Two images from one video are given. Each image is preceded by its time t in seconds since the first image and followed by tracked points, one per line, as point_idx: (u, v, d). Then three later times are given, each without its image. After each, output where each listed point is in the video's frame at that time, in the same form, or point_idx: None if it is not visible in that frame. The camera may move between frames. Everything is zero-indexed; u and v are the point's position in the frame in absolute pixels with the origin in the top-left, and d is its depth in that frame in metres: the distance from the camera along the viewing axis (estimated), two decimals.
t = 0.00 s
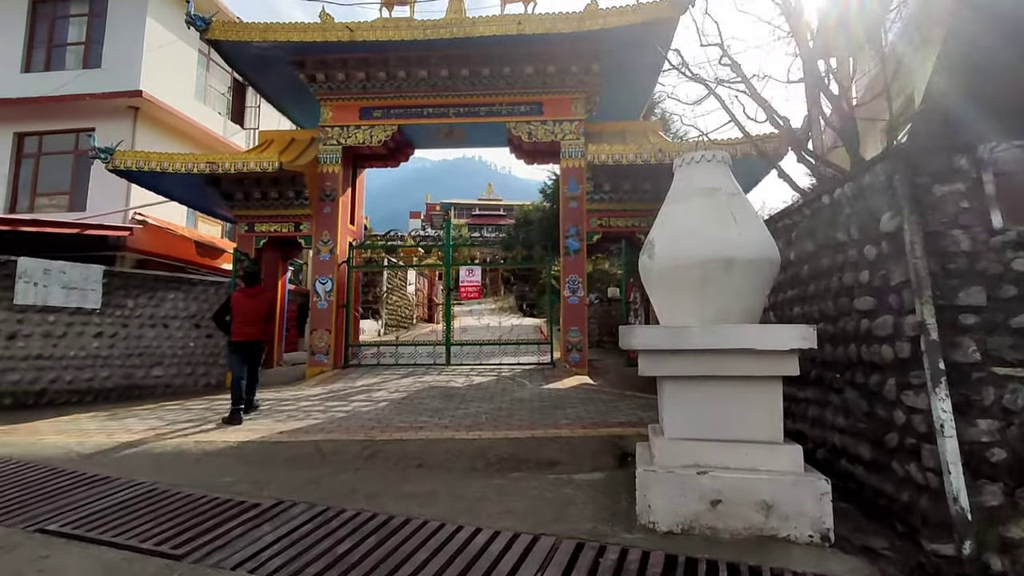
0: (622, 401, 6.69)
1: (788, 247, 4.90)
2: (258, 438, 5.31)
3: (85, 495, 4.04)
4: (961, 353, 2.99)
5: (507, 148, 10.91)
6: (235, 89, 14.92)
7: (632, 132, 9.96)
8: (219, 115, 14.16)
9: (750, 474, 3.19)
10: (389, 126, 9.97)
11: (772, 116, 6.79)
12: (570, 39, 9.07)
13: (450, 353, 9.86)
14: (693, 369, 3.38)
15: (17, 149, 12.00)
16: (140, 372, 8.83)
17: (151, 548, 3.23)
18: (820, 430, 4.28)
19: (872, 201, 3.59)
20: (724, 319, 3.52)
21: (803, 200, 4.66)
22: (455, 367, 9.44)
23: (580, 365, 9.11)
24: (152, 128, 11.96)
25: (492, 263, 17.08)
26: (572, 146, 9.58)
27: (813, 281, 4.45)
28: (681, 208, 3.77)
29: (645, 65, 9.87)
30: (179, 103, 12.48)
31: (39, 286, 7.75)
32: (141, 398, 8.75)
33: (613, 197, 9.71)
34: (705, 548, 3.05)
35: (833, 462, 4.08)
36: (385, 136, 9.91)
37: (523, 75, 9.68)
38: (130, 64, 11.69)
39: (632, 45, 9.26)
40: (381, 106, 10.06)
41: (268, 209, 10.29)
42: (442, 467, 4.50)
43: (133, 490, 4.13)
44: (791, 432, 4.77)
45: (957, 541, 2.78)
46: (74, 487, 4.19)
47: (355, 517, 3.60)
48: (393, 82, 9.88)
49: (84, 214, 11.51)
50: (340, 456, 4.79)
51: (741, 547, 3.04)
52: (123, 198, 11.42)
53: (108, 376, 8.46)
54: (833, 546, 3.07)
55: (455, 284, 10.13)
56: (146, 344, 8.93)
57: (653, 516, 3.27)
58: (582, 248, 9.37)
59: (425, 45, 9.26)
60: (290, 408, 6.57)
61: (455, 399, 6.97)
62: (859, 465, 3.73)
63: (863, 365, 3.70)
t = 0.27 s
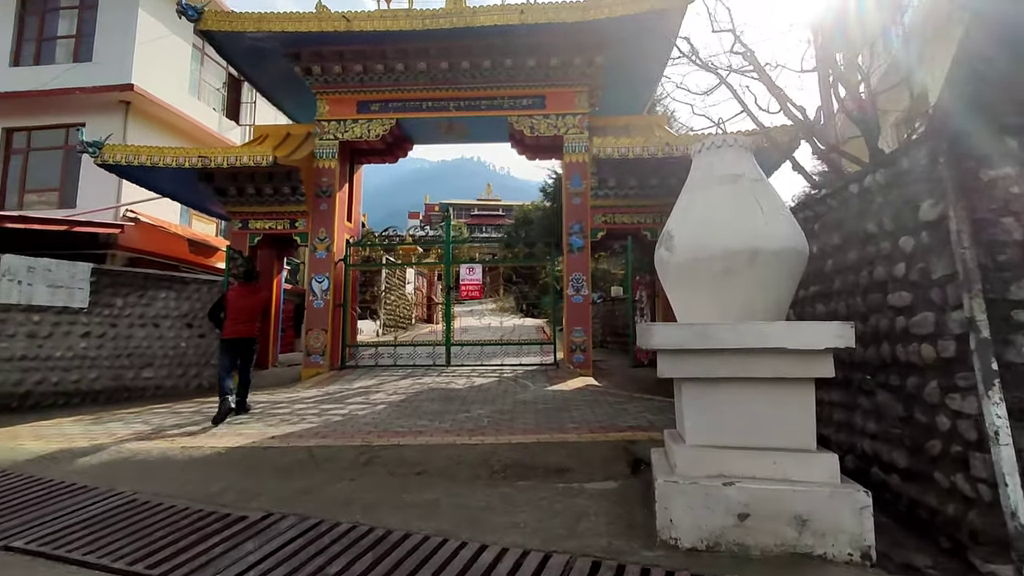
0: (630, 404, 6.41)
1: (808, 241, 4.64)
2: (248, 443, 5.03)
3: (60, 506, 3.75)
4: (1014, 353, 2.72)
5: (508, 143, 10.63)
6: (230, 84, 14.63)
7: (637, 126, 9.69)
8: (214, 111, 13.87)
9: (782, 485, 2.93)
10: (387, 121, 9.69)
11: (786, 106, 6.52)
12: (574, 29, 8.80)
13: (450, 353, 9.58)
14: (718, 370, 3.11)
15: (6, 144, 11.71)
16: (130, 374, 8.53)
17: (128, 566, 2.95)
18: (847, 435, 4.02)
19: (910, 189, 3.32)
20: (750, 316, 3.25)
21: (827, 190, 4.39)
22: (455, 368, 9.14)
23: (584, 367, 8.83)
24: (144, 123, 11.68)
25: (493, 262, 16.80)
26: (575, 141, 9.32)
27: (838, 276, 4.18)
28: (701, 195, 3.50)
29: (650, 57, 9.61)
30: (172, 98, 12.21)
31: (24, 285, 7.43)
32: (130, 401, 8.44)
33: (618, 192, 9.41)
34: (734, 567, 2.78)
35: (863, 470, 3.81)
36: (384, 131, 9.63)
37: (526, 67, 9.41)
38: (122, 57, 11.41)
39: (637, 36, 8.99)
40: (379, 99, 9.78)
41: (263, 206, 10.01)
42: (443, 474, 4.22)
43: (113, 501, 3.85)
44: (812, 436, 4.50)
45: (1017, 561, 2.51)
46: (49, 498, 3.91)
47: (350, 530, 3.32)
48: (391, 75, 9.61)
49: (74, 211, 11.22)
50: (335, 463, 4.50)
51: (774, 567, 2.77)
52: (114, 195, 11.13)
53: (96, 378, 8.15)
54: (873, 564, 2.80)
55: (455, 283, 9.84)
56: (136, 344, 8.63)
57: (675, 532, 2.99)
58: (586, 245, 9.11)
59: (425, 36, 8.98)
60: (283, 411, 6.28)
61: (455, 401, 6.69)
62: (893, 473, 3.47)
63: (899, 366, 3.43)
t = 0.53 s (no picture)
0: (638, 409, 6.14)
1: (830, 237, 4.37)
2: (237, 453, 4.76)
3: (29, 524, 3.49)
4: None
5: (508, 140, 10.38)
6: (225, 83, 14.39)
7: (642, 122, 9.43)
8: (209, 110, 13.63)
9: (815, 503, 2.65)
10: (385, 117, 9.43)
11: (800, 97, 6.26)
12: (576, 22, 8.54)
13: (451, 356, 9.32)
14: (743, 377, 2.83)
15: None
16: (120, 379, 8.26)
17: None
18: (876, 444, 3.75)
19: (948, 177, 3.05)
20: (776, 317, 2.98)
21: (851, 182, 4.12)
22: (456, 372, 8.87)
23: (589, 369, 8.59)
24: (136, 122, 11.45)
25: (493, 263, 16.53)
26: (577, 137, 9.07)
27: (865, 274, 3.91)
28: (720, 187, 3.23)
29: (655, 51, 9.37)
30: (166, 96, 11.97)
31: (6, 287, 7.16)
32: (120, 407, 8.17)
33: (622, 190, 9.15)
34: None
35: (894, 482, 3.54)
36: (381, 128, 9.37)
37: (527, 62, 9.15)
38: (114, 55, 11.16)
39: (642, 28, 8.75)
40: (376, 96, 9.52)
41: (257, 205, 9.75)
42: (443, 487, 3.95)
43: (87, 518, 3.57)
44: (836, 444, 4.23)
45: None
46: (19, 514, 3.64)
47: (341, 551, 3.05)
48: (389, 70, 9.35)
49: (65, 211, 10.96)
50: (327, 475, 4.23)
51: None
52: (106, 195, 10.88)
53: (84, 383, 7.88)
54: None
55: (455, 284, 9.56)
56: (126, 349, 8.36)
57: (697, 554, 2.71)
58: (590, 244, 8.87)
59: (423, 30, 8.72)
60: (276, 418, 6.02)
61: (456, 407, 6.42)
62: (931, 487, 3.19)
63: (937, 370, 3.16)
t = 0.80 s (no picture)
0: (647, 414, 5.85)
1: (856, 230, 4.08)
2: (224, 461, 4.49)
3: None
4: None
5: (511, 136, 10.11)
6: (223, 82, 14.18)
7: (647, 117, 9.16)
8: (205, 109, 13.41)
9: (853, 520, 2.37)
10: (383, 113, 9.18)
11: (815, 87, 6.00)
12: (579, 14, 8.30)
13: (452, 359, 9.04)
14: (772, 379, 2.55)
15: None
16: (110, 384, 8.00)
17: None
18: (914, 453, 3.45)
19: (994, 159, 2.77)
20: (806, 312, 2.72)
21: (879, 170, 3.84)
22: (457, 375, 8.59)
23: (594, 372, 8.31)
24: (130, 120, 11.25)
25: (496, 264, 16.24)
26: (580, 134, 8.82)
27: (896, 268, 3.62)
28: (743, 170, 2.96)
29: (661, 44, 9.12)
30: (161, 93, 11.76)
31: None
32: (110, 412, 7.90)
33: (628, 186, 8.87)
34: None
35: (932, 494, 3.24)
36: (379, 124, 9.13)
37: (529, 56, 8.90)
38: (107, 52, 10.95)
39: (648, 20, 8.51)
40: (374, 91, 9.27)
41: (253, 204, 9.51)
42: (442, 499, 3.67)
43: (55, 533, 3.30)
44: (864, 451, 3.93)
45: None
46: None
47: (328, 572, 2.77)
48: (388, 65, 9.10)
49: (57, 212, 10.72)
50: (318, 486, 3.95)
51: None
52: (99, 194, 10.65)
53: (73, 388, 7.62)
54: None
55: (456, 285, 9.27)
56: (116, 352, 8.10)
57: None
58: (595, 243, 8.61)
59: (422, 23, 8.48)
60: (268, 424, 5.74)
61: (457, 411, 6.14)
62: (975, 500, 2.90)
63: (981, 371, 2.87)
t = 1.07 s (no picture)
0: (660, 420, 5.58)
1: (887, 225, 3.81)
2: (214, 473, 4.23)
3: None
4: None
5: (514, 133, 9.84)
6: (221, 81, 13.95)
7: (655, 112, 8.89)
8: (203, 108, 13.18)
9: (905, 548, 2.10)
10: (383, 110, 8.92)
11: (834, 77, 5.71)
12: (584, 5, 8.03)
13: (454, 362, 8.79)
14: (812, 390, 2.28)
15: None
16: (101, 389, 7.75)
17: None
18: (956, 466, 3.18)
19: None
20: (848, 314, 2.45)
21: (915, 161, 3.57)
22: (459, 379, 8.32)
23: (602, 375, 8.09)
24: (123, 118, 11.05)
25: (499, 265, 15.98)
26: (585, 130, 8.55)
27: (935, 266, 3.35)
28: (774, 158, 2.70)
29: (668, 37, 8.85)
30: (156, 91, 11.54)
31: None
32: (101, 419, 7.65)
33: (636, 183, 8.60)
34: None
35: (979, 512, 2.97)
36: (379, 121, 8.88)
37: (532, 50, 8.63)
38: (101, 49, 10.71)
39: (655, 11, 8.24)
40: (374, 87, 9.01)
41: (249, 204, 9.26)
42: (444, 517, 3.41)
43: (24, 557, 3.04)
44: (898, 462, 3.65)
45: None
46: None
47: None
48: (387, 60, 8.84)
49: (50, 213, 10.49)
50: (312, 502, 3.69)
51: None
52: (93, 195, 10.41)
53: (63, 394, 7.37)
54: None
55: (458, 286, 8.99)
56: (108, 356, 7.85)
57: None
58: (601, 242, 8.34)
59: (422, 16, 8.22)
60: (262, 433, 5.48)
61: (460, 418, 5.87)
62: None
63: None
